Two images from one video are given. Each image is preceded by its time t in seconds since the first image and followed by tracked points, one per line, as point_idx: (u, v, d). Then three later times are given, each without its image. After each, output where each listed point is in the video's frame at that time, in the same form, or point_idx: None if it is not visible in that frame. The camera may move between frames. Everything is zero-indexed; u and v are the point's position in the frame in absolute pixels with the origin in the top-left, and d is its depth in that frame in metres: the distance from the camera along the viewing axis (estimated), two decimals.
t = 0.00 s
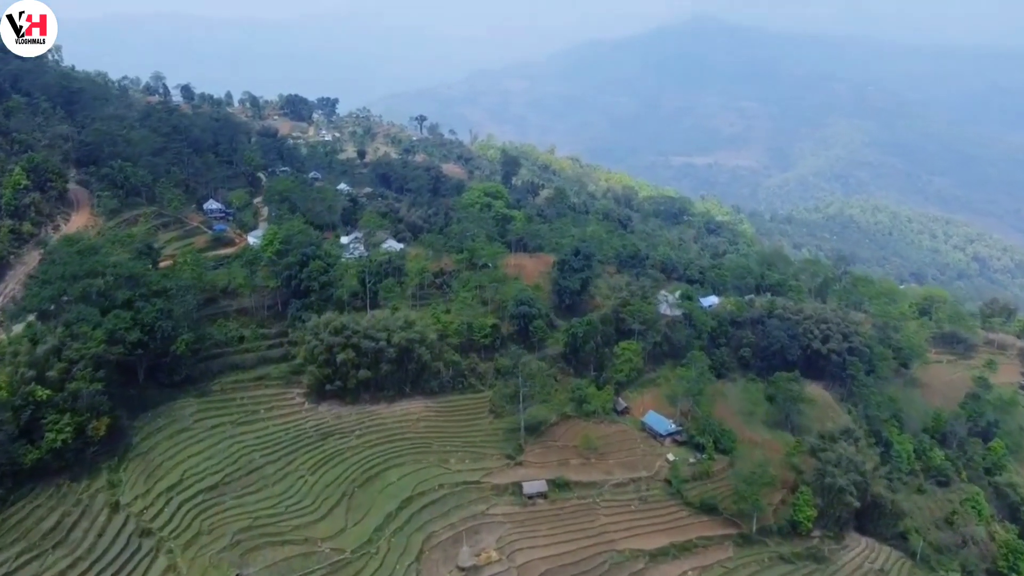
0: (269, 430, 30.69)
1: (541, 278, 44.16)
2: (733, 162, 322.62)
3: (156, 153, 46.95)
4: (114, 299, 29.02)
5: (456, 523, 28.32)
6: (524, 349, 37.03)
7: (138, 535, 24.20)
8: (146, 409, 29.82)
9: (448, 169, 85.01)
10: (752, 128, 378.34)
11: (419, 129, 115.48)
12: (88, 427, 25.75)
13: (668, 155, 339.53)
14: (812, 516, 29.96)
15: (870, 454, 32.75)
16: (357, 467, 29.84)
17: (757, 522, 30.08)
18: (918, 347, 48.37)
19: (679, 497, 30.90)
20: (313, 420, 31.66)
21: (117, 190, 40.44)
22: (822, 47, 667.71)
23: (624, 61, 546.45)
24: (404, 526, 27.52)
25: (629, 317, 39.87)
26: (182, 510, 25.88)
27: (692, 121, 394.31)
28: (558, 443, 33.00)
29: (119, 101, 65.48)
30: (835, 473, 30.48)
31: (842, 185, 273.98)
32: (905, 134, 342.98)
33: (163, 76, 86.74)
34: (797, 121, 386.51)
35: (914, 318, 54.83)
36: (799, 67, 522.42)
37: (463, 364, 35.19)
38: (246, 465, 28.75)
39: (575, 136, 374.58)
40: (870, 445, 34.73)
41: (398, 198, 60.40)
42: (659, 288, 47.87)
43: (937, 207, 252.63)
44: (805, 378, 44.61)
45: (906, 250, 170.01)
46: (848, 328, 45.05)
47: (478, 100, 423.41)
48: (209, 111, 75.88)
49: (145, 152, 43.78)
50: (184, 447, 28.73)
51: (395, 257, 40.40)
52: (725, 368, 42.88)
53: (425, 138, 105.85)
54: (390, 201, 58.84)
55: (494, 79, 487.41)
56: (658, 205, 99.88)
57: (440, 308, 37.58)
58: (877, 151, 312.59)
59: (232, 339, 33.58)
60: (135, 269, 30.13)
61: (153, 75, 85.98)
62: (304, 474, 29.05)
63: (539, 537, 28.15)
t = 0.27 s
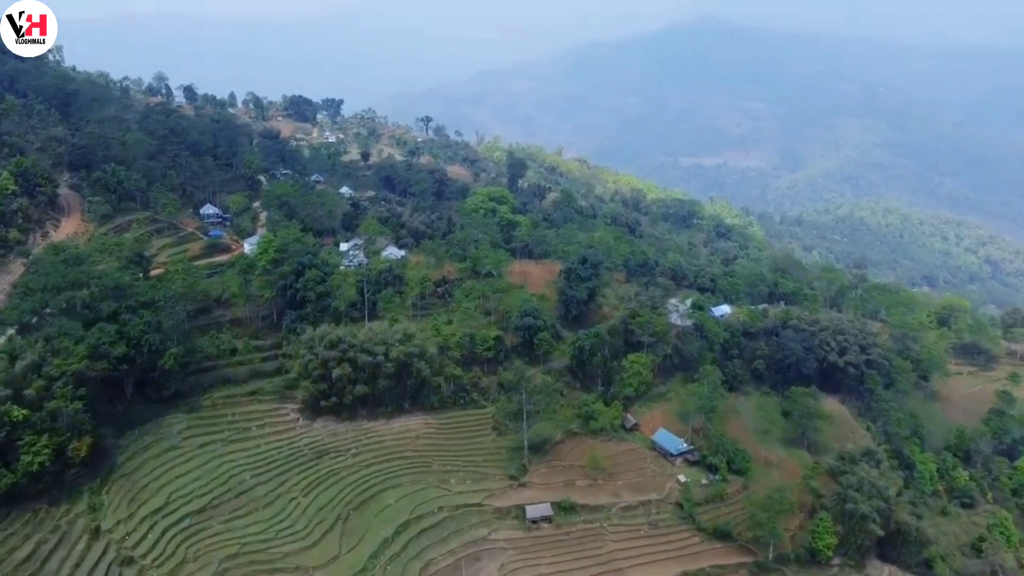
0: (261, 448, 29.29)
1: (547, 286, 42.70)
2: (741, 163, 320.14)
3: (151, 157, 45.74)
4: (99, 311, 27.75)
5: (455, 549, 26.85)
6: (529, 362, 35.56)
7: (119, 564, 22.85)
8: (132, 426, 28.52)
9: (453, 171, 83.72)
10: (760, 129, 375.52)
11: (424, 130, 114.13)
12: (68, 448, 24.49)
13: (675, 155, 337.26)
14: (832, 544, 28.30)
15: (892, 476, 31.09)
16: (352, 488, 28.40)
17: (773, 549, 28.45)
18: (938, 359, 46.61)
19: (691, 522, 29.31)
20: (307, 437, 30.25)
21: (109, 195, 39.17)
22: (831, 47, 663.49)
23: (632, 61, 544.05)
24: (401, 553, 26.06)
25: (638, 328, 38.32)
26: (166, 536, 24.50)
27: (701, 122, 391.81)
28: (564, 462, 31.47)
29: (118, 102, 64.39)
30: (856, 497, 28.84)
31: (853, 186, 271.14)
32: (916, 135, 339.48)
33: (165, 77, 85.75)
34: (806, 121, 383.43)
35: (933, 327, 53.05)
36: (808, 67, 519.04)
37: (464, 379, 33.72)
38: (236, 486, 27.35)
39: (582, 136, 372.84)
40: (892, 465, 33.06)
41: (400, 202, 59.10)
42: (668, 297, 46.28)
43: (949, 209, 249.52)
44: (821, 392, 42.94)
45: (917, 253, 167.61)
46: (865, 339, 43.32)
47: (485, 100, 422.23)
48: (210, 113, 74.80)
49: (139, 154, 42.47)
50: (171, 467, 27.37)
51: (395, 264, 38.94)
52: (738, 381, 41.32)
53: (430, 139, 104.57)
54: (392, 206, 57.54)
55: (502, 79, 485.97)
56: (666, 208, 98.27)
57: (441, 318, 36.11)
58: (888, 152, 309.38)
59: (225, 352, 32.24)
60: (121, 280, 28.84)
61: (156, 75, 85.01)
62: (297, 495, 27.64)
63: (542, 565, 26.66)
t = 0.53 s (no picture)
0: (252, 468, 27.93)
1: (553, 296, 41.25)
2: (751, 164, 317.44)
3: (147, 161, 44.55)
4: (82, 325, 26.43)
5: None
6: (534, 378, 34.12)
7: None
8: (117, 446, 27.24)
9: (458, 174, 82.39)
10: (770, 129, 372.46)
11: (429, 131, 112.82)
12: (46, 472, 23.24)
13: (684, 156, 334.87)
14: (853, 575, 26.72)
15: (917, 502, 29.49)
16: (347, 512, 26.95)
17: None
18: (959, 372, 44.89)
19: (704, 550, 27.78)
20: (300, 457, 28.83)
21: (101, 200, 37.97)
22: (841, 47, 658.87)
23: (640, 61, 541.39)
24: None
25: (648, 341, 36.79)
26: (148, 565, 23.11)
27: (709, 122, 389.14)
28: (570, 485, 30.00)
29: (118, 103, 63.29)
30: (879, 526, 27.27)
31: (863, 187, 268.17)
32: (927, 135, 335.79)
33: (168, 77, 84.72)
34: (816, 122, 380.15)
35: (953, 337, 51.25)
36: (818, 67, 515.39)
37: (466, 395, 32.29)
38: (224, 510, 25.95)
39: (590, 136, 370.87)
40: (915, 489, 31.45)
41: (403, 207, 57.80)
42: (678, 307, 44.74)
43: (961, 211, 246.29)
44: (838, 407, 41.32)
45: (930, 255, 165.05)
46: (884, 352, 41.65)
47: (492, 100, 420.80)
48: (212, 115, 73.71)
49: (134, 158, 41.27)
50: (157, 489, 26.00)
51: (395, 273, 37.57)
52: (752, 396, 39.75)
53: (435, 141, 103.22)
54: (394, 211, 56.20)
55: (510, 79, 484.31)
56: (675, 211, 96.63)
57: (442, 331, 34.71)
58: (899, 153, 306.05)
59: (216, 366, 30.92)
60: (106, 291, 27.58)
61: (158, 76, 84.00)
62: (288, 520, 26.22)
63: None
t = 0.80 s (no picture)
0: (241, 491, 26.53)
1: (559, 307, 39.75)
2: (760, 165, 314.80)
3: (142, 165, 43.35)
4: (63, 341, 25.28)
5: None
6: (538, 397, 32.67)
7: None
8: (100, 467, 25.90)
9: (463, 178, 81.09)
10: (779, 130, 369.49)
11: (435, 133, 111.55)
12: (19, 499, 21.92)
13: (692, 157, 332.44)
14: None
15: (943, 532, 27.84)
16: (340, 539, 25.46)
17: None
18: (983, 387, 43.08)
19: None
20: (293, 480, 27.42)
21: (91, 207, 36.76)
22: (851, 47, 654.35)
23: (649, 61, 538.84)
24: None
25: (658, 356, 35.16)
26: None
27: (718, 123, 386.47)
28: (576, 511, 28.45)
29: (117, 105, 62.25)
30: (904, 559, 25.67)
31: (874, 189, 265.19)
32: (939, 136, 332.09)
33: (171, 79, 83.78)
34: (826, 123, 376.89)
35: (974, 349, 49.42)
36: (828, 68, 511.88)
37: (467, 414, 30.82)
38: (211, 537, 24.51)
39: (597, 137, 369.07)
40: (940, 517, 29.79)
41: (406, 213, 56.47)
42: (688, 319, 43.16)
43: (973, 213, 243.00)
44: (855, 424, 39.65)
45: (942, 258, 162.54)
46: (905, 367, 39.92)
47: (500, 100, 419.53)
48: (214, 117, 72.63)
49: (127, 162, 40.10)
50: (140, 514, 24.61)
51: (395, 283, 36.17)
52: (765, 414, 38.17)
53: (441, 143, 101.91)
54: (397, 217, 54.85)
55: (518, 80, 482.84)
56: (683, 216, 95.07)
57: (443, 344, 33.27)
58: (911, 155, 302.75)
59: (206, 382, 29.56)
60: (89, 304, 26.31)
61: (161, 78, 83.09)
62: (278, 548, 24.76)
63: None
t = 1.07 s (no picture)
0: (229, 517, 25.04)
1: (566, 319, 38.36)
2: (770, 167, 312.07)
3: (137, 170, 42.16)
4: (42, 359, 24.06)
5: None
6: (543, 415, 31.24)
7: None
8: (81, 491, 24.55)
9: (469, 181, 79.83)
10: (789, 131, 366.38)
11: (441, 135, 110.22)
12: None
13: (701, 158, 329.92)
14: None
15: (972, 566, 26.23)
16: (332, 571, 23.95)
17: None
18: (1007, 404, 41.34)
19: None
20: (283, 505, 25.92)
21: (82, 214, 35.56)
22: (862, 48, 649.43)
23: (659, 62, 536.20)
24: None
25: (669, 372, 33.65)
26: None
27: (727, 124, 383.66)
28: (582, 539, 26.96)
29: (117, 107, 61.14)
30: None
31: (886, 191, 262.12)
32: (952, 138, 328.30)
33: (173, 79, 82.75)
34: (837, 124, 373.56)
35: (996, 362, 47.63)
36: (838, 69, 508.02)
37: (468, 434, 29.36)
38: (195, 568, 23.02)
39: (606, 138, 366.98)
40: (968, 548, 28.17)
41: (409, 219, 55.22)
42: (700, 331, 41.58)
43: (987, 215, 239.66)
44: (874, 443, 38.00)
45: (955, 262, 159.96)
46: (926, 384, 38.22)
47: (508, 101, 418.11)
48: (216, 119, 71.53)
49: (121, 167, 38.90)
50: (121, 543, 23.16)
51: (395, 295, 34.78)
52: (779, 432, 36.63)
53: (446, 145, 100.64)
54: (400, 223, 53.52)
55: (526, 80, 481.25)
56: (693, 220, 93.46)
57: (444, 359, 31.87)
58: (924, 157, 299.31)
59: (194, 400, 28.23)
60: (71, 320, 25.05)
61: (163, 78, 82.05)
62: None
63: None
